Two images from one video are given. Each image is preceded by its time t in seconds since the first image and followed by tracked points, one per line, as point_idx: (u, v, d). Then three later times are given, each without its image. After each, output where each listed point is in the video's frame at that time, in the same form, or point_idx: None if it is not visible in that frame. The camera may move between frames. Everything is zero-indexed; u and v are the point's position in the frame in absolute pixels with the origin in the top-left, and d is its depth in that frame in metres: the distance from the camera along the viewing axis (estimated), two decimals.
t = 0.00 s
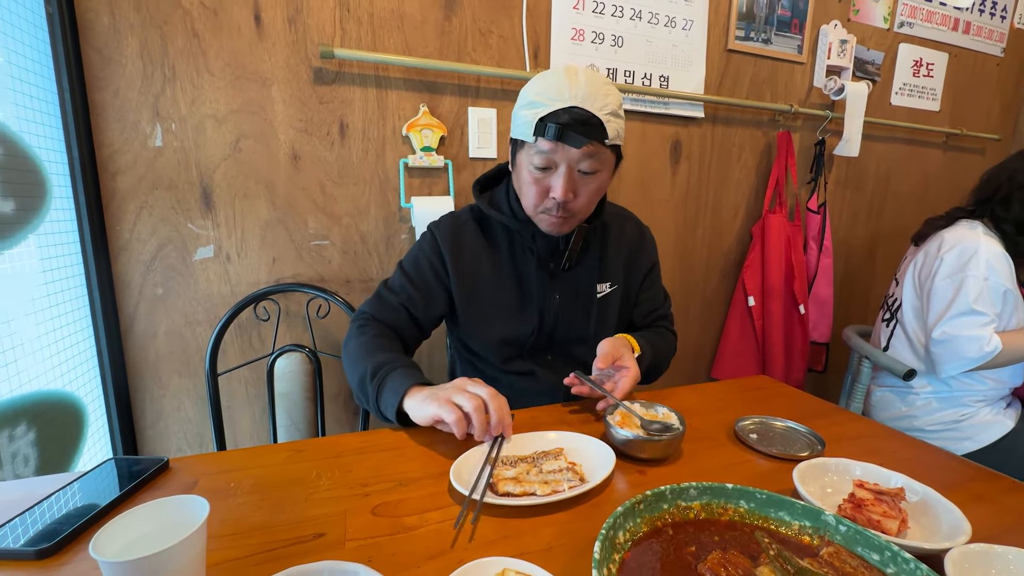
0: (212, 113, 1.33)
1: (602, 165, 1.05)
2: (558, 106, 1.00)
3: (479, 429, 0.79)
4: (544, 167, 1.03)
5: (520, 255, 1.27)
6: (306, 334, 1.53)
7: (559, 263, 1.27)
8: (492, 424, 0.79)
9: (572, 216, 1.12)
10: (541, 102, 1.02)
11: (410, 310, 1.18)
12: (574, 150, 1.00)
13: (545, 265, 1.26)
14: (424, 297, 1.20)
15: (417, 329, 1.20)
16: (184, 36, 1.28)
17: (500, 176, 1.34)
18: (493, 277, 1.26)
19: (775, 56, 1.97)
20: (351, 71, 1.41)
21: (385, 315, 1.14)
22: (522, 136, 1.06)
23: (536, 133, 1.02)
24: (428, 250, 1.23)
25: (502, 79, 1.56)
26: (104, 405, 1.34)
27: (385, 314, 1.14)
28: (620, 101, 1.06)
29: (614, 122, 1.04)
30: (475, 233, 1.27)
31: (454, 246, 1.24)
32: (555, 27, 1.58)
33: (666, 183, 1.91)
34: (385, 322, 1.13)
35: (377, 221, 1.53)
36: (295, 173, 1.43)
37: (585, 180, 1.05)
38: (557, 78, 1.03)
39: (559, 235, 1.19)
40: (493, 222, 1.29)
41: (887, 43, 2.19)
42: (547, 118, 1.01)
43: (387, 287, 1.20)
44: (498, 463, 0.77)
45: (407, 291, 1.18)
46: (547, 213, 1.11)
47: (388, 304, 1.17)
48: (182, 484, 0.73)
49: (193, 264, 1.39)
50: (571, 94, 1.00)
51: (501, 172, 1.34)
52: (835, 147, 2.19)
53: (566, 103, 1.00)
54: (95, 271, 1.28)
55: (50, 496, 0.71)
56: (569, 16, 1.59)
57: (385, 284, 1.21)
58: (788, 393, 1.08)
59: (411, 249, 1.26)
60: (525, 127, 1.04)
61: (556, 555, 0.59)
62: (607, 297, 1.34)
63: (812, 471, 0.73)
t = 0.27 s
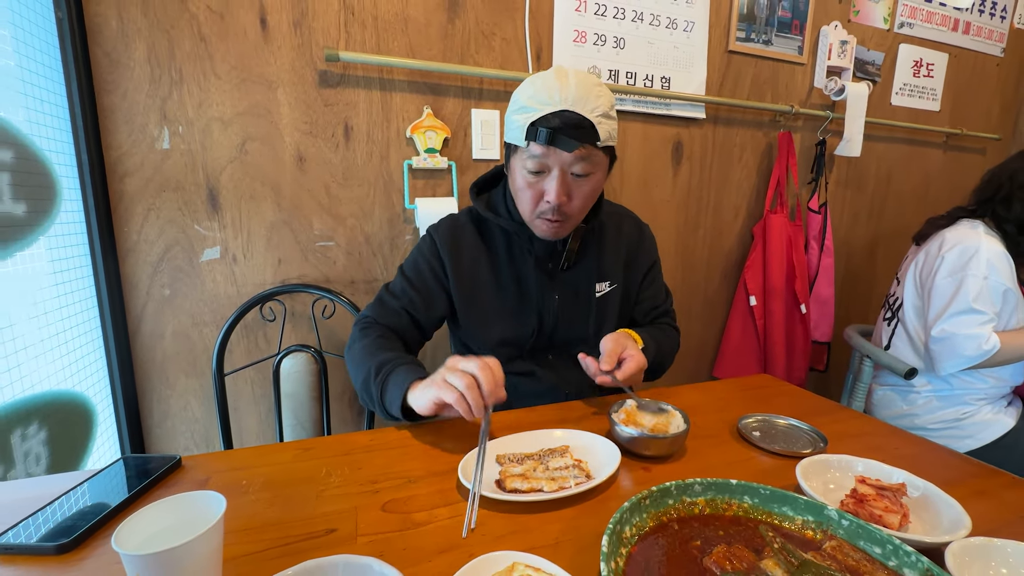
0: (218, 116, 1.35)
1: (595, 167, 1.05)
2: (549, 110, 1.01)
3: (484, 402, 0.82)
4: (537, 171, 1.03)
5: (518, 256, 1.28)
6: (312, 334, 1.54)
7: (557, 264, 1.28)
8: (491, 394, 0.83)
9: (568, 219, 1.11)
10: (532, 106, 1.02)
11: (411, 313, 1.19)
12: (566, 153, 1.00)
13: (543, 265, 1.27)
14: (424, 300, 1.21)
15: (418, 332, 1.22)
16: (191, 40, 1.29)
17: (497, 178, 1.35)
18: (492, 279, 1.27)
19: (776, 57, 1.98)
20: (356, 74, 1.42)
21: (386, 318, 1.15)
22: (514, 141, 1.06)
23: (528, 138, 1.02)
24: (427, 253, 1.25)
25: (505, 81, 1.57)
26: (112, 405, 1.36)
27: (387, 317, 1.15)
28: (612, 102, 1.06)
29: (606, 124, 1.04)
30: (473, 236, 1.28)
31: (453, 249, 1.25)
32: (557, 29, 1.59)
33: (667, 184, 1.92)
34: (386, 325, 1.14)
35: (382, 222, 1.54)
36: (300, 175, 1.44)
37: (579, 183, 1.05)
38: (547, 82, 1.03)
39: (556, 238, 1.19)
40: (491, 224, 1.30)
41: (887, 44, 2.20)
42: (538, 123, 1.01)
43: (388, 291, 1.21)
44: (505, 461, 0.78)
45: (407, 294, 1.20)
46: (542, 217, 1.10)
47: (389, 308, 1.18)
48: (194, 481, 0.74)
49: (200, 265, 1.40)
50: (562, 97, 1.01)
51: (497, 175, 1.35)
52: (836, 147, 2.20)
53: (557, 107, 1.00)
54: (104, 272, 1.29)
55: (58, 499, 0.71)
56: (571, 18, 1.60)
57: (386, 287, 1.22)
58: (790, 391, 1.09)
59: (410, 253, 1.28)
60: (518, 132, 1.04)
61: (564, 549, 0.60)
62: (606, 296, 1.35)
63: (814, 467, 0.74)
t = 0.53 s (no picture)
0: (222, 118, 1.36)
1: (590, 170, 1.03)
2: (542, 115, 0.99)
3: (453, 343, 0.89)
4: (531, 175, 1.02)
5: (516, 256, 1.29)
6: (315, 335, 1.55)
7: (555, 263, 1.28)
8: (444, 336, 0.88)
9: (564, 222, 1.10)
10: (524, 111, 1.00)
11: (410, 313, 1.20)
12: (559, 158, 0.98)
13: (542, 266, 1.28)
14: (424, 301, 1.23)
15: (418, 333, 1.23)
16: (195, 43, 1.30)
17: (495, 180, 1.36)
18: (490, 280, 1.28)
19: (776, 57, 1.98)
20: (358, 76, 1.43)
21: (385, 318, 1.15)
22: (508, 145, 1.05)
23: (521, 143, 1.00)
24: (426, 255, 1.27)
25: (506, 83, 1.58)
26: (118, 405, 1.37)
27: (386, 317, 1.16)
28: (606, 104, 1.04)
29: (601, 127, 1.02)
30: (471, 238, 1.29)
31: (451, 250, 1.26)
32: (558, 30, 1.60)
33: (668, 184, 1.93)
34: (385, 325, 1.15)
35: (385, 223, 1.55)
36: (304, 176, 1.45)
37: (574, 186, 1.04)
38: (539, 85, 1.01)
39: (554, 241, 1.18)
40: (489, 225, 1.31)
41: (887, 44, 2.20)
42: (531, 127, 0.99)
43: (387, 292, 1.22)
44: (509, 458, 0.79)
45: (406, 295, 1.21)
46: (537, 220, 1.09)
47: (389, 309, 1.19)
48: (202, 479, 0.75)
49: (205, 267, 1.41)
50: (555, 101, 0.99)
51: (496, 175, 1.35)
52: (837, 147, 2.20)
53: (550, 111, 0.99)
54: (110, 274, 1.30)
55: (65, 499, 0.71)
56: (572, 19, 1.61)
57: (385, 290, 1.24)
58: (792, 390, 1.09)
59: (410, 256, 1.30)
60: (511, 136, 1.03)
61: (568, 545, 0.61)
62: (606, 295, 1.35)
63: (816, 464, 0.75)
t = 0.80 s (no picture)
0: (247, 130, 1.45)
1: (582, 196, 1.06)
2: (537, 142, 1.00)
3: (393, 410, 0.82)
4: (523, 200, 1.05)
5: (506, 267, 1.31)
6: (333, 333, 1.64)
7: (545, 273, 1.30)
8: (374, 410, 0.82)
9: (555, 243, 1.14)
10: (518, 135, 1.02)
11: (401, 325, 1.23)
12: (554, 187, 1.01)
13: (532, 276, 1.30)
14: (415, 313, 1.27)
15: (411, 343, 1.27)
16: (222, 60, 1.39)
17: (484, 188, 1.38)
18: (480, 290, 1.31)
19: (775, 62, 2.04)
20: (373, 88, 1.52)
21: (377, 331, 1.20)
22: (502, 167, 1.07)
23: (515, 168, 1.02)
24: (417, 269, 1.31)
25: (512, 92, 1.66)
26: (151, 400, 1.46)
27: (378, 330, 1.21)
28: (602, 129, 1.05)
29: (596, 154, 1.04)
30: (461, 250, 1.32)
31: (440, 262, 1.30)
32: (562, 41, 1.68)
33: (670, 186, 2.00)
34: (377, 338, 1.19)
35: (398, 226, 1.64)
36: (322, 183, 1.54)
37: (567, 212, 1.07)
38: (534, 108, 1.02)
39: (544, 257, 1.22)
40: (478, 237, 1.33)
41: (885, 46, 2.25)
42: (524, 154, 1.01)
43: (380, 306, 1.26)
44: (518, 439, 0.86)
45: (397, 308, 1.25)
46: (529, 240, 1.13)
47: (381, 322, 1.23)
48: (241, 458, 0.83)
49: (230, 269, 1.50)
50: (550, 127, 1.00)
51: (483, 184, 1.37)
52: (836, 148, 2.25)
53: (544, 138, 1.00)
54: (144, 276, 1.39)
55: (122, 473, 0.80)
56: (575, 30, 1.68)
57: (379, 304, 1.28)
58: (786, 379, 1.15)
59: (402, 268, 1.34)
60: (504, 158, 1.05)
61: (571, 511, 0.68)
62: (599, 298, 1.37)
63: (801, 443, 0.81)
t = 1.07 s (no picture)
0: (249, 131, 1.46)
1: (580, 196, 1.07)
2: (535, 142, 1.02)
3: (394, 408, 0.83)
4: (521, 200, 1.06)
5: (503, 267, 1.33)
6: (335, 332, 1.65)
7: (543, 273, 1.32)
8: (376, 408, 0.82)
9: (553, 243, 1.15)
10: (517, 136, 1.03)
11: (397, 324, 1.24)
12: (551, 188, 1.02)
13: (529, 276, 1.31)
14: (412, 312, 1.28)
15: (407, 342, 1.28)
16: (225, 62, 1.41)
17: (481, 188, 1.39)
18: (477, 289, 1.32)
19: (774, 62, 2.05)
20: (375, 89, 1.53)
21: (373, 330, 1.21)
22: (501, 168, 1.08)
23: (513, 169, 1.03)
24: (414, 268, 1.32)
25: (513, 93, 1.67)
26: (155, 398, 1.48)
27: (374, 329, 1.22)
28: (599, 129, 1.06)
29: (593, 154, 1.05)
30: (459, 250, 1.33)
31: (437, 261, 1.31)
32: (562, 42, 1.69)
33: (670, 186, 2.00)
34: (374, 337, 1.20)
35: (399, 226, 1.65)
36: (324, 184, 1.55)
37: (564, 212, 1.08)
38: (532, 109, 1.03)
39: (541, 258, 1.23)
40: (475, 237, 1.34)
41: (885, 47, 2.26)
42: (522, 155, 1.02)
43: (377, 305, 1.27)
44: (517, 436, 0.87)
45: (394, 307, 1.26)
46: (528, 241, 1.14)
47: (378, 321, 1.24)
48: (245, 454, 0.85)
49: (233, 268, 1.52)
50: (548, 128, 1.01)
51: (480, 185, 1.38)
52: (836, 148, 2.26)
53: (543, 139, 1.01)
54: (148, 275, 1.41)
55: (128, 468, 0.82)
56: (575, 31, 1.70)
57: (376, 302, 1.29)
58: (783, 378, 1.16)
59: (400, 267, 1.35)
60: (503, 159, 1.06)
61: (569, 506, 0.69)
62: (595, 298, 1.38)
63: (796, 439, 0.82)
